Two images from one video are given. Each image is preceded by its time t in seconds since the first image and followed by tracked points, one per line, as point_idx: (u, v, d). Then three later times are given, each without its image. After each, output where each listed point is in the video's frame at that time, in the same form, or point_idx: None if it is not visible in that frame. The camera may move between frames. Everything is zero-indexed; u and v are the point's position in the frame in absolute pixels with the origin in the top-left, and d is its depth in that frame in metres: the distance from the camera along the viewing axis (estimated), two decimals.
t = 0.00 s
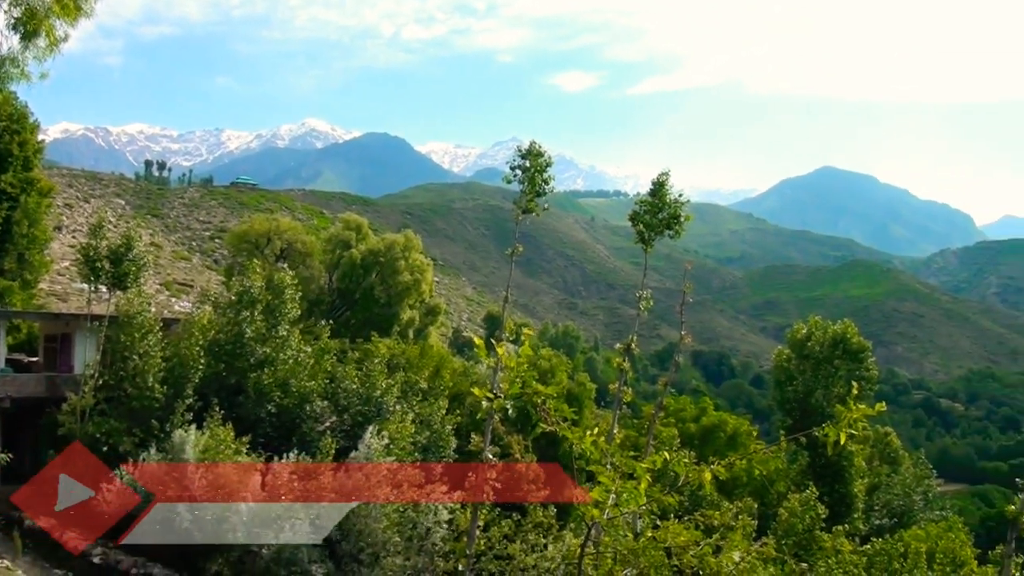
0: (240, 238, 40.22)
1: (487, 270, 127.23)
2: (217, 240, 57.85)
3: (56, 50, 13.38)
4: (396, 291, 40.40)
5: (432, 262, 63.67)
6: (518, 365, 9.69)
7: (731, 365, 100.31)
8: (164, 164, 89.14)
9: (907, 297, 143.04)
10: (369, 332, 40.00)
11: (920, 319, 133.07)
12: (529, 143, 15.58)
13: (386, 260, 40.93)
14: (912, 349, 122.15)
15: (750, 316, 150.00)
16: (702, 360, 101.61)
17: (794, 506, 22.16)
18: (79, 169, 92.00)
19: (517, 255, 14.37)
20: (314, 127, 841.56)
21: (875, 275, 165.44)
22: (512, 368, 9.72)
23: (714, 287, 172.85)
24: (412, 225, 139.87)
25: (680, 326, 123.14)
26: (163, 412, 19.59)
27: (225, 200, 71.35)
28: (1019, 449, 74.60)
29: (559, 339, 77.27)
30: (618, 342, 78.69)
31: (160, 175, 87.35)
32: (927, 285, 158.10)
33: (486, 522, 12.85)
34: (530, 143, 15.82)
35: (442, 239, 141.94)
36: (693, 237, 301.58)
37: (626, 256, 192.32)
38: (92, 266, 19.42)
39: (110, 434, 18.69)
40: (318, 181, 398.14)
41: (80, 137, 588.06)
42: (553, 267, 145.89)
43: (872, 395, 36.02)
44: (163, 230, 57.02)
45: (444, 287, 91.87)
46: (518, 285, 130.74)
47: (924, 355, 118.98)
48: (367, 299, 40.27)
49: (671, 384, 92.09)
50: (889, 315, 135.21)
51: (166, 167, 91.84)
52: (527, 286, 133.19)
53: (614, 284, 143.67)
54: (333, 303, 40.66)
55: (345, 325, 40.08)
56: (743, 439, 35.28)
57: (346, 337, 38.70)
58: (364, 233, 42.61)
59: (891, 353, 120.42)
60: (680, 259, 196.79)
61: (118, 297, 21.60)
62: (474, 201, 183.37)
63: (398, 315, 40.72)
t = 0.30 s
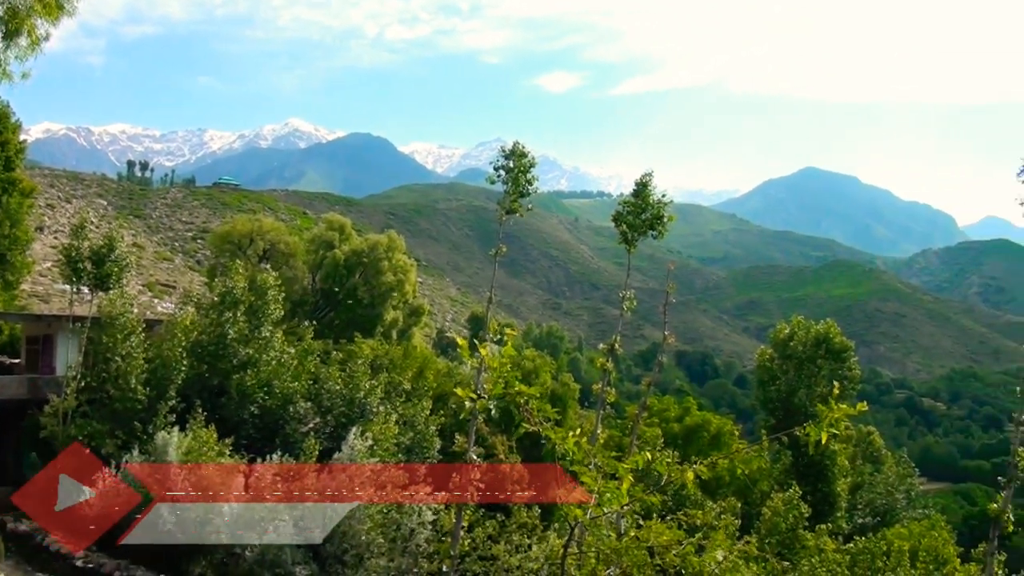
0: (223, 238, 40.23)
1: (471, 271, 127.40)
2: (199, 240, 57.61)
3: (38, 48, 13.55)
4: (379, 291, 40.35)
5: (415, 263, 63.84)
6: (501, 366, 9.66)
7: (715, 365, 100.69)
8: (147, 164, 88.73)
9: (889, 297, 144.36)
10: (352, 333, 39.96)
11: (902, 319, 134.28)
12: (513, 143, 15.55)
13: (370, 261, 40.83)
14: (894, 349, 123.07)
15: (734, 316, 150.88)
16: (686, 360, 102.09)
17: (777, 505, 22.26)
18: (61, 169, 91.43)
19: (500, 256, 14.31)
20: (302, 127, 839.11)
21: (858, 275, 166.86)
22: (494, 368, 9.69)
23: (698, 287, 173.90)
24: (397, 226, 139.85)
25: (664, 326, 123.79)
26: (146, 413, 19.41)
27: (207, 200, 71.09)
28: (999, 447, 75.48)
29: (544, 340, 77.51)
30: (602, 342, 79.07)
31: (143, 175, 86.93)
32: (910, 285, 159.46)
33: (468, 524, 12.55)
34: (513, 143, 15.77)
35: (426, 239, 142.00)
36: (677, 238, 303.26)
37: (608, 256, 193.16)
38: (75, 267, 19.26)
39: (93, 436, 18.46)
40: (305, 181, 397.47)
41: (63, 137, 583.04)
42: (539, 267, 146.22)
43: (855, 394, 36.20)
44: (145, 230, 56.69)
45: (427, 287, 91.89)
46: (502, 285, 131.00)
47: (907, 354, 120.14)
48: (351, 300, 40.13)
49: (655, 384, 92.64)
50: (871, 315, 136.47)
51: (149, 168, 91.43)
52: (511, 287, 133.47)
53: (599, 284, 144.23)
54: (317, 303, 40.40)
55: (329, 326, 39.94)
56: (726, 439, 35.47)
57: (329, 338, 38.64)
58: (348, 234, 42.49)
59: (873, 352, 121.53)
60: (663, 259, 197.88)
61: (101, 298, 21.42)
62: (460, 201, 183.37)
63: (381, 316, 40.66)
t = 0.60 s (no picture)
0: (207, 241, 40.07)
1: (456, 272, 127.48)
2: (184, 241, 57.39)
3: (21, 49, 13.44)
4: (364, 293, 40.31)
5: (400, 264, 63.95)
6: (486, 365, 9.64)
7: (700, 365, 101.08)
8: (131, 166, 88.31)
9: (874, 297, 145.55)
10: (338, 334, 40.00)
11: (886, 319, 135.39)
12: (498, 145, 15.57)
13: (355, 262, 40.70)
14: (878, 349, 124.01)
15: (719, 317, 151.72)
16: (671, 360, 102.46)
17: (763, 505, 22.33)
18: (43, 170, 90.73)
19: (486, 257, 14.26)
20: (291, 128, 836.91)
21: (842, 276, 168.15)
22: (479, 368, 9.68)
23: (682, 287, 174.81)
24: (381, 228, 139.67)
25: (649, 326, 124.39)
26: (130, 416, 19.27)
27: (192, 202, 70.81)
28: (982, 446, 76.20)
29: (529, 341, 77.75)
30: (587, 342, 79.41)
31: (127, 177, 86.56)
32: (894, 285, 161.02)
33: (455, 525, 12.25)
34: (499, 145, 15.78)
35: (412, 241, 141.90)
36: (663, 239, 304.76)
37: (593, 257, 193.81)
38: (58, 269, 19.09)
39: (77, 439, 18.23)
40: (291, 183, 396.54)
41: (49, 138, 578.49)
42: (527, 269, 146.53)
43: (839, 394, 36.40)
44: (129, 232, 56.40)
45: (413, 288, 91.90)
46: (488, 286, 131.13)
47: (891, 353, 121.03)
48: (336, 301, 40.06)
49: (641, 385, 93.05)
50: (856, 314, 137.58)
51: (133, 169, 90.97)
52: (497, 288, 133.65)
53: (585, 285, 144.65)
54: (302, 304, 40.41)
55: (314, 327, 40.03)
56: (711, 439, 35.59)
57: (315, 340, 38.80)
58: (333, 235, 42.36)
59: (858, 352, 122.47)
60: (649, 260, 198.79)
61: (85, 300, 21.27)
62: (447, 203, 183.36)
63: (366, 318, 40.62)
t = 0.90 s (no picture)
0: (190, 240, 39.80)
1: (441, 272, 127.52)
2: (167, 242, 57.07)
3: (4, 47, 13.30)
4: (349, 293, 40.26)
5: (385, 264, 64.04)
6: (469, 366, 9.69)
7: (684, 365, 101.72)
8: (114, 165, 87.77)
9: (857, 297, 146.84)
10: (322, 334, 40.01)
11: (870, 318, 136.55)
12: (483, 144, 15.56)
13: (339, 262, 40.55)
14: (862, 347, 125.12)
15: (703, 316, 152.66)
16: (655, 360, 102.90)
17: (747, 504, 22.41)
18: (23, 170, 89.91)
19: (471, 257, 14.24)
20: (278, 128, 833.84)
21: (827, 276, 169.50)
22: (463, 368, 9.71)
23: (667, 286, 175.60)
24: (365, 228, 139.35)
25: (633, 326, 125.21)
26: (114, 417, 18.89)
27: (175, 202, 70.50)
28: (964, 444, 76.99)
29: (514, 340, 78.27)
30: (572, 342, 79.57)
31: (110, 177, 85.95)
32: (877, 285, 162.57)
33: (439, 525, 12.11)
34: (483, 144, 15.77)
35: (397, 241, 141.74)
36: (648, 239, 306.12)
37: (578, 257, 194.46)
38: (41, 270, 18.94)
39: (61, 440, 17.92)
40: (277, 184, 395.45)
41: (31, 138, 572.92)
42: (512, 268, 146.82)
43: (823, 393, 36.57)
44: (112, 232, 56.02)
45: (398, 288, 91.83)
46: (473, 286, 131.15)
47: (874, 352, 122.02)
48: (320, 301, 40.04)
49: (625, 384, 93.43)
50: (839, 314, 138.78)
51: (117, 168, 90.36)
52: (481, 287, 133.89)
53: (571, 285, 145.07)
54: (286, 304, 40.41)
55: (298, 327, 39.95)
56: (696, 438, 35.73)
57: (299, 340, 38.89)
58: (317, 235, 42.25)
59: (842, 351, 123.46)
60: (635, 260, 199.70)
61: (68, 301, 21.11)
62: (434, 203, 183.20)
63: (351, 318, 40.65)
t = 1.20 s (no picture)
0: (172, 238, 39.40)
1: (424, 270, 127.54)
2: (149, 239, 56.71)
3: None
4: (332, 291, 40.21)
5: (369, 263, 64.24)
6: (451, 364, 9.66)
7: (667, 363, 102.62)
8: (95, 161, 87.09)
9: (839, 296, 148.46)
10: (305, 332, 39.88)
11: (852, 318, 138.09)
12: (466, 142, 15.51)
13: (321, 260, 40.51)
14: (844, 345, 126.52)
15: (685, 314, 153.85)
16: (638, 359, 103.62)
17: (729, 501, 22.51)
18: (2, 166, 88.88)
19: (454, 255, 14.17)
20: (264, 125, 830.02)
21: (809, 276, 171.33)
22: (444, 366, 9.70)
23: (650, 285, 176.51)
24: (348, 225, 138.98)
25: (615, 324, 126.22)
26: (95, 416, 18.65)
27: (157, 199, 70.09)
28: (943, 441, 78.05)
29: (498, 339, 78.80)
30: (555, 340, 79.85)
31: (90, 173, 85.23)
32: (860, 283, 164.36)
33: (421, 523, 11.98)
34: (466, 143, 15.73)
35: (380, 239, 141.51)
36: (632, 239, 307.64)
37: (559, 255, 195.31)
38: (22, 266, 18.73)
39: (42, 439, 17.51)
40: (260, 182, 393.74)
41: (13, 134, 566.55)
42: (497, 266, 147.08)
43: (804, 391, 36.82)
44: (93, 229, 55.36)
45: (381, 286, 91.70)
46: (457, 285, 131.13)
47: (856, 350, 123.33)
48: (302, 299, 39.93)
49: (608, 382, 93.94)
50: (820, 313, 140.14)
51: (97, 165, 89.60)
52: (466, 285, 134.14)
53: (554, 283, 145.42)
54: (268, 302, 40.11)
55: (280, 325, 39.80)
56: (678, 436, 35.90)
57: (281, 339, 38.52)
58: (300, 232, 41.99)
59: (824, 349, 124.69)
60: (618, 259, 200.97)
61: (48, 299, 20.85)
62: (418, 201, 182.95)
63: (334, 316, 40.66)
